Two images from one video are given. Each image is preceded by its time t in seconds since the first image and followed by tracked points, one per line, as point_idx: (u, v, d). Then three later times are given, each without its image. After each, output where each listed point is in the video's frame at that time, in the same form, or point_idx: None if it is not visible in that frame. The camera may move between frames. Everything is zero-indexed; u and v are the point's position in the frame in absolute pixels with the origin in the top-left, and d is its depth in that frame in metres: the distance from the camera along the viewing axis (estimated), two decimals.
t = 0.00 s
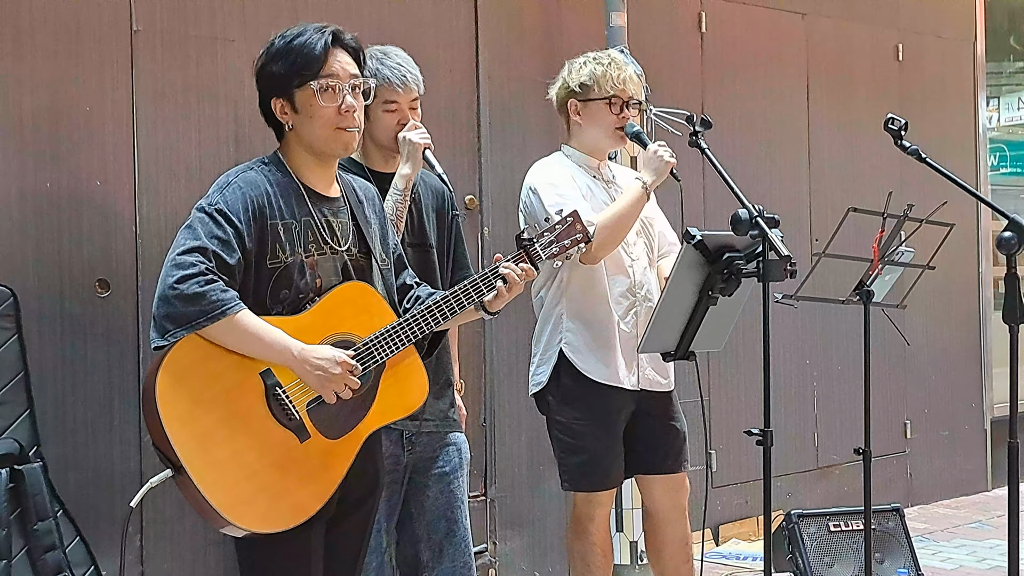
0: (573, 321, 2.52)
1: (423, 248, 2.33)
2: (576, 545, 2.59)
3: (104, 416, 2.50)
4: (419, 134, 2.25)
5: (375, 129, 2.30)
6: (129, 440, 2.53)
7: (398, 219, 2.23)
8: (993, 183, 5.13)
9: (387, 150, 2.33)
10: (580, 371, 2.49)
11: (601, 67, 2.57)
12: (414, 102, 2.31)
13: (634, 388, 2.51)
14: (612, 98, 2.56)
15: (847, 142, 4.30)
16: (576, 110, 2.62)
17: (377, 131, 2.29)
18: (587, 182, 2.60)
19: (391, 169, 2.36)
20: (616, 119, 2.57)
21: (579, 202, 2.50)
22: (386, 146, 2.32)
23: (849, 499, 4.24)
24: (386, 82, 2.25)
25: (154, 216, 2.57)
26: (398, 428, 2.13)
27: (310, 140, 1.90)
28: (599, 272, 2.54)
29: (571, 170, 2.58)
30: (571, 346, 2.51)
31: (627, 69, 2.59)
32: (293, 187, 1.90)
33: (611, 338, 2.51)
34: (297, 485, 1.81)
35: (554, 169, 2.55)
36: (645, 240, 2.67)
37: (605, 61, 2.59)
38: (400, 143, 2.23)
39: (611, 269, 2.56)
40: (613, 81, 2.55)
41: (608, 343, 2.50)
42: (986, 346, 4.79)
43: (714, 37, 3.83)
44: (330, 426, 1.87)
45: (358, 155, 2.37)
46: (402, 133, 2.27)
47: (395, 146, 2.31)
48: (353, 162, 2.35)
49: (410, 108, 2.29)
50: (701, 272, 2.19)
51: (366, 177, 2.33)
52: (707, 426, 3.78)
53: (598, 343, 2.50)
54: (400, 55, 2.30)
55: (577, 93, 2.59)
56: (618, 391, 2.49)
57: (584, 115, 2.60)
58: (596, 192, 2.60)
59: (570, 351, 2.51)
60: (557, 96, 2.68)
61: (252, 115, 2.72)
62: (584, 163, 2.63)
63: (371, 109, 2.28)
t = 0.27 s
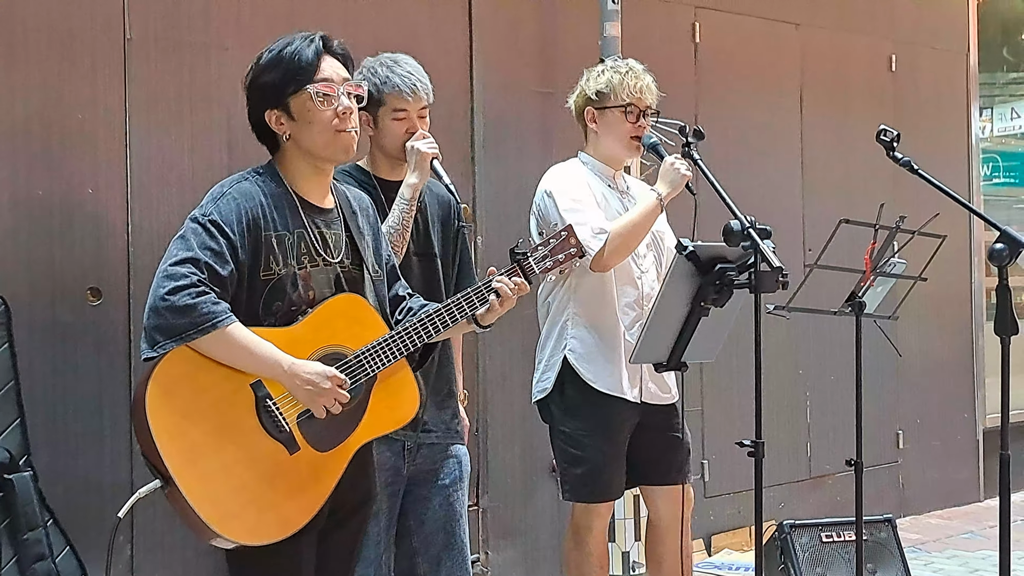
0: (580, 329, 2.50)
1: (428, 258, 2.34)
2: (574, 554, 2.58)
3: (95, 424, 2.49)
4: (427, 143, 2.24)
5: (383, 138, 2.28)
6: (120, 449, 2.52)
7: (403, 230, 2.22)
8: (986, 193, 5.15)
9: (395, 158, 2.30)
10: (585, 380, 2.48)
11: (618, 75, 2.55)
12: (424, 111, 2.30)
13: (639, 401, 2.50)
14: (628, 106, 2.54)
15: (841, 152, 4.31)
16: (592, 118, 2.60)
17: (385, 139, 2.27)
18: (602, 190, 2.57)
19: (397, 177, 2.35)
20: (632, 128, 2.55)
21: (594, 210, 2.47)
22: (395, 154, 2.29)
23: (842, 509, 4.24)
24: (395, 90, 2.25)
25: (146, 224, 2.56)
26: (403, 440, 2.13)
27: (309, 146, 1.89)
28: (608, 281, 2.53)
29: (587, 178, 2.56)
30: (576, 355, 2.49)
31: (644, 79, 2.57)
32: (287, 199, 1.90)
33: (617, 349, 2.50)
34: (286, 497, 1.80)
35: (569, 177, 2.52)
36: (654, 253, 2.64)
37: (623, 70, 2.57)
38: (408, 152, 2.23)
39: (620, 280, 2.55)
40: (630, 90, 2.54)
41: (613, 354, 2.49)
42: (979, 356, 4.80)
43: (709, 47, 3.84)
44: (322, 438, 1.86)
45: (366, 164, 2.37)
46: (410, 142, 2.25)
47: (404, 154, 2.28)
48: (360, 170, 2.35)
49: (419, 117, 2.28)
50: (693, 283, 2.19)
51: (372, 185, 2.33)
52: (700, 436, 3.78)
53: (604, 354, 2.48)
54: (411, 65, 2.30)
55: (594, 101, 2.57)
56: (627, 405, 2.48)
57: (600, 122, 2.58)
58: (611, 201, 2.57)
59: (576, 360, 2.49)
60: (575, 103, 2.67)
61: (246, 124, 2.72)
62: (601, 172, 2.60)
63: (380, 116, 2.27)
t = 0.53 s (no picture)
0: (603, 333, 2.50)
1: (445, 262, 2.33)
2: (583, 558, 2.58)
3: (97, 428, 2.49)
4: (446, 146, 2.20)
5: (403, 140, 2.27)
6: (122, 453, 2.53)
7: (421, 233, 2.19)
8: (989, 198, 5.15)
9: (413, 159, 2.29)
10: (603, 385, 2.47)
11: (659, 79, 2.52)
12: (445, 114, 2.28)
13: (664, 411, 2.49)
14: (670, 112, 2.51)
15: (843, 156, 4.31)
16: (631, 120, 2.58)
17: (407, 141, 2.26)
18: (633, 195, 2.57)
19: (417, 180, 2.34)
20: (669, 134, 2.53)
21: (624, 217, 2.47)
22: (415, 155, 2.28)
23: (844, 514, 4.24)
24: (417, 92, 2.24)
25: (149, 228, 2.57)
26: (418, 442, 2.10)
27: (310, 149, 1.90)
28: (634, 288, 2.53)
29: (620, 182, 2.55)
30: (595, 358, 2.48)
31: (686, 83, 2.53)
32: (289, 203, 1.90)
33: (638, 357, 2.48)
34: (289, 501, 1.80)
35: (604, 180, 2.52)
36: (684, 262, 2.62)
37: (664, 74, 2.54)
38: (428, 155, 2.18)
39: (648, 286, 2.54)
40: (671, 95, 2.50)
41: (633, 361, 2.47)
42: (982, 361, 4.80)
43: (711, 52, 3.84)
44: (325, 441, 1.87)
45: (385, 165, 2.36)
46: (430, 145, 2.23)
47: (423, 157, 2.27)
48: (380, 171, 2.35)
49: (440, 120, 2.27)
50: (695, 288, 2.20)
51: (390, 186, 2.32)
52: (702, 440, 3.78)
53: (624, 361, 2.47)
54: (434, 69, 2.30)
55: (634, 104, 2.55)
56: (653, 416, 2.47)
57: (639, 126, 2.57)
58: (642, 206, 2.57)
59: (594, 363, 2.48)
60: (615, 104, 2.65)
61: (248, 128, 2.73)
62: (637, 176, 2.59)
63: (401, 118, 2.26)
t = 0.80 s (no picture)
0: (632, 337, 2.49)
1: (459, 263, 2.35)
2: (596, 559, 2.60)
3: (99, 427, 2.50)
4: (466, 150, 2.19)
5: (424, 142, 2.25)
6: (124, 452, 2.53)
7: (436, 235, 2.19)
8: (994, 203, 5.14)
9: (432, 162, 2.28)
10: (629, 393, 2.46)
11: (704, 82, 2.45)
12: (466, 118, 2.27)
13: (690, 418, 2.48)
14: (713, 116, 2.44)
15: (848, 161, 4.30)
16: (676, 122, 2.53)
17: (425, 143, 2.25)
18: (672, 198, 2.52)
19: (434, 181, 2.33)
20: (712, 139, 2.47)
21: (657, 221, 2.45)
22: (432, 157, 2.27)
23: (845, 519, 4.24)
24: (441, 94, 2.23)
25: (152, 228, 2.57)
26: (427, 445, 2.17)
27: (320, 156, 1.91)
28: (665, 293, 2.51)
29: (659, 185, 2.51)
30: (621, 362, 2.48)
31: (734, 88, 2.45)
32: (290, 203, 1.90)
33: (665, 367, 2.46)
34: (290, 502, 1.80)
35: (643, 180, 2.49)
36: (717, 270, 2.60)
37: (712, 77, 2.47)
38: (446, 158, 2.17)
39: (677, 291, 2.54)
40: (716, 99, 2.43)
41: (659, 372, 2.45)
42: (985, 366, 4.79)
43: (715, 55, 3.84)
44: (325, 443, 1.88)
45: (402, 166, 2.36)
46: (449, 148, 2.22)
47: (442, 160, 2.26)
48: (397, 171, 2.34)
49: (461, 124, 2.25)
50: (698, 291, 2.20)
51: (407, 186, 2.32)
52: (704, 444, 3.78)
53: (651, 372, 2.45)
54: (457, 72, 2.29)
55: (679, 106, 2.50)
56: (677, 422, 2.46)
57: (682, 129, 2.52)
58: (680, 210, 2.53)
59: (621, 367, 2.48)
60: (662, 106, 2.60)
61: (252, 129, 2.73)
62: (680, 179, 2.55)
63: (422, 119, 2.24)
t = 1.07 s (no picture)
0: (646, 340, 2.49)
1: (473, 265, 2.34)
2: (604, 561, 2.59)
3: (101, 427, 2.50)
4: (483, 154, 2.18)
5: (441, 143, 2.25)
6: (126, 452, 2.53)
7: (450, 237, 2.17)
8: (997, 206, 5.14)
9: (449, 164, 2.29)
10: (643, 393, 2.48)
11: (729, 84, 2.45)
12: (485, 122, 2.27)
13: (705, 423, 2.48)
14: (736, 118, 2.43)
15: (851, 163, 4.30)
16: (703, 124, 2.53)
17: (443, 145, 2.25)
18: (694, 199, 2.51)
19: (449, 184, 2.33)
20: (735, 140, 2.45)
21: (676, 223, 2.45)
22: (450, 160, 2.27)
23: (847, 521, 4.23)
24: (463, 97, 2.23)
25: (156, 228, 2.57)
26: (441, 447, 2.17)
27: (331, 161, 1.91)
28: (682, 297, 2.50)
29: (682, 186, 2.50)
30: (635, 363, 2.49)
31: (759, 89, 2.44)
32: (294, 205, 1.90)
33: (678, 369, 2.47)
34: (291, 503, 1.81)
35: (665, 182, 2.48)
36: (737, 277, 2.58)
37: (737, 79, 2.47)
38: (463, 161, 2.17)
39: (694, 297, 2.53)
40: (739, 100, 2.42)
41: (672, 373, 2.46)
42: (987, 369, 4.78)
43: (719, 57, 3.85)
44: (326, 444, 1.88)
45: (419, 167, 2.35)
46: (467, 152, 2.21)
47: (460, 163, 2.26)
48: (413, 172, 2.34)
49: (481, 128, 2.25)
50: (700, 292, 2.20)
51: (422, 188, 2.31)
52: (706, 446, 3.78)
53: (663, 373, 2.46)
54: (479, 76, 2.29)
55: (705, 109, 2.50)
56: (690, 424, 2.46)
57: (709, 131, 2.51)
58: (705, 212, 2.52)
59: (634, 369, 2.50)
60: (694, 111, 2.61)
61: (255, 129, 2.74)
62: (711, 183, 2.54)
63: (442, 120, 2.24)
